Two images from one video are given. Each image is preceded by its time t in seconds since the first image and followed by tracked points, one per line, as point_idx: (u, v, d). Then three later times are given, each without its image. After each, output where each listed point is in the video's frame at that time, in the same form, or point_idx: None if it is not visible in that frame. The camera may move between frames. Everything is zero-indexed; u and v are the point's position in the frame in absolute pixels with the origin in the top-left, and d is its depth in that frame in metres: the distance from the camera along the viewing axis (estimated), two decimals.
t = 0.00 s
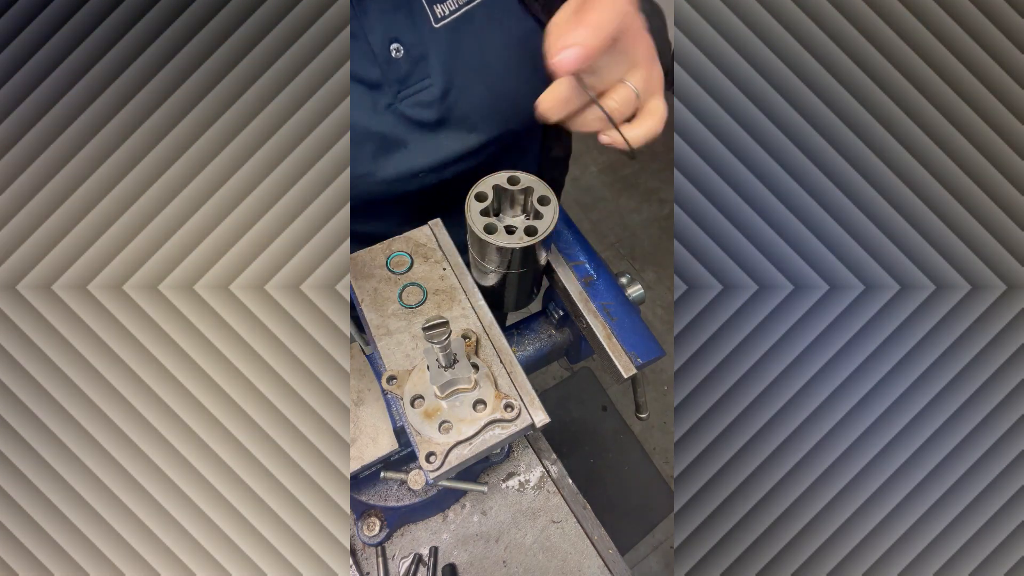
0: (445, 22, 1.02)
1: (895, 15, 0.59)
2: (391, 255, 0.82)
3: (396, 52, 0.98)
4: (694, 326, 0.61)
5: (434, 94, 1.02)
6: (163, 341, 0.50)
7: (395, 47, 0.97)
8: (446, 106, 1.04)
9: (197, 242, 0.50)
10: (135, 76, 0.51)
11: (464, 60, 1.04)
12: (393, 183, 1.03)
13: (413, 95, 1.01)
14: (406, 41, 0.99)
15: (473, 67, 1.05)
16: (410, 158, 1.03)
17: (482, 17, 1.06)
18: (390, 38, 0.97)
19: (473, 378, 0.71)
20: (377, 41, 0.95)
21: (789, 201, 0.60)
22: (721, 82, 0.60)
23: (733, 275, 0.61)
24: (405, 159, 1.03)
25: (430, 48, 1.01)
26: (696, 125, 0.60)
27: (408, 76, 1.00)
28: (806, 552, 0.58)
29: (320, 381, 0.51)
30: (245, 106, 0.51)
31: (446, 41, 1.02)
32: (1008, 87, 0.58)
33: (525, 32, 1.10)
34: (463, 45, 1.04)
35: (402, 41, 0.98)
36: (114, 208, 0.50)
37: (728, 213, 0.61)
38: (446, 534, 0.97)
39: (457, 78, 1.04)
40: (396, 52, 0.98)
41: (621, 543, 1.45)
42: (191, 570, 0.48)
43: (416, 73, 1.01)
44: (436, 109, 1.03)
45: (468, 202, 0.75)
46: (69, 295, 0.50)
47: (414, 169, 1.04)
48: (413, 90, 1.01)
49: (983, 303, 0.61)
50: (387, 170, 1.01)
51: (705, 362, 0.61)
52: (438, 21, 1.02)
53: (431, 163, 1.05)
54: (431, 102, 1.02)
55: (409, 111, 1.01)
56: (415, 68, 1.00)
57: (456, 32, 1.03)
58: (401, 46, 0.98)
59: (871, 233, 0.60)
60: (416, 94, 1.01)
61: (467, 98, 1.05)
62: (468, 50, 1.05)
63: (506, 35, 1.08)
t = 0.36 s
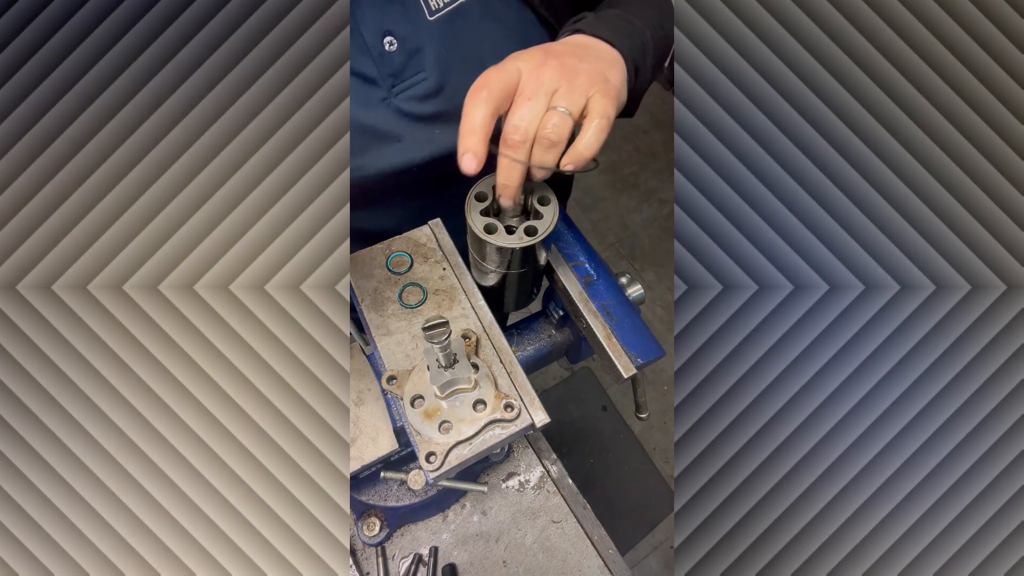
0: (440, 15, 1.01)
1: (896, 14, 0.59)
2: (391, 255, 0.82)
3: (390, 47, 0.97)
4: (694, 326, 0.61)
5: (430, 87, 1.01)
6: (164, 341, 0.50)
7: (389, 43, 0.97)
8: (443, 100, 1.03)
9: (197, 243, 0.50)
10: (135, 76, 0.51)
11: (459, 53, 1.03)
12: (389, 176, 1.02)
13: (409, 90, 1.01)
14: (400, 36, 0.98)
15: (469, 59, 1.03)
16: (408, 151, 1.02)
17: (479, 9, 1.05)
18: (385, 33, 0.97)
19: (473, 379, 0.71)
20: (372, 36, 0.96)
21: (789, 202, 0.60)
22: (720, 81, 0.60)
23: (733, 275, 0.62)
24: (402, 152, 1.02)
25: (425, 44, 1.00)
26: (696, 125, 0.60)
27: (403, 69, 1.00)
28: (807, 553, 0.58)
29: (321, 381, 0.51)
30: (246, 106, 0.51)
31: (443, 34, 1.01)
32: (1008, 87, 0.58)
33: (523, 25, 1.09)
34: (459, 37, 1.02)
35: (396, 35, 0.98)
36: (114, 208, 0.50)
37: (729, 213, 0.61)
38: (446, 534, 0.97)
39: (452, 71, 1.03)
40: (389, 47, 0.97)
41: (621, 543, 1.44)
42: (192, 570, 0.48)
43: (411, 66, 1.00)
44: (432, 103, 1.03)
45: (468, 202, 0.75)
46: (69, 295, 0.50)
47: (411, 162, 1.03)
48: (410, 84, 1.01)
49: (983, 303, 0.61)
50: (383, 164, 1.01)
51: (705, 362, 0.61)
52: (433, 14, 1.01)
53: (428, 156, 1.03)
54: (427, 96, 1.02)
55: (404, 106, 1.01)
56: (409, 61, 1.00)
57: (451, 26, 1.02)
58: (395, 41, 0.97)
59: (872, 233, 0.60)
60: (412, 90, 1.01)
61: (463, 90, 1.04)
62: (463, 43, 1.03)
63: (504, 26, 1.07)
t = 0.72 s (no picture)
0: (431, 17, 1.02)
1: (896, 13, 0.58)
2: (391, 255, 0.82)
3: (382, 49, 0.98)
4: (694, 326, 0.61)
5: (423, 90, 1.02)
6: (163, 341, 0.50)
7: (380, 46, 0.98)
8: (436, 102, 1.04)
9: (198, 243, 0.50)
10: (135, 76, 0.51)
11: (452, 55, 1.03)
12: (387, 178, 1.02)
13: (402, 92, 1.02)
14: (391, 38, 0.99)
15: (462, 61, 1.04)
16: (403, 153, 1.02)
17: (472, 11, 1.05)
18: (377, 35, 0.97)
19: (473, 378, 0.71)
20: (363, 38, 0.96)
21: (789, 202, 0.60)
22: (719, 81, 0.60)
23: (733, 276, 0.61)
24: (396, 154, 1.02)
25: (416, 45, 1.00)
26: (696, 125, 0.60)
27: (396, 73, 1.00)
28: (807, 553, 0.58)
29: (321, 381, 0.51)
30: (246, 106, 0.51)
31: (436, 36, 1.02)
32: (1008, 87, 0.58)
33: (521, 26, 1.09)
34: (452, 39, 1.03)
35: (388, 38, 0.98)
36: (114, 208, 0.50)
37: (729, 213, 0.61)
38: (446, 534, 0.97)
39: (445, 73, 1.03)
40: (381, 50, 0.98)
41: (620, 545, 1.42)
42: (192, 570, 0.48)
43: (403, 68, 1.01)
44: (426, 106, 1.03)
45: (468, 203, 0.75)
46: (69, 295, 0.50)
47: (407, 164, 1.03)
48: (402, 86, 1.01)
49: (984, 302, 0.61)
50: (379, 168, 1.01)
51: (705, 362, 0.60)
52: (425, 16, 1.02)
53: (422, 156, 1.03)
54: (420, 98, 1.03)
55: (398, 108, 1.01)
56: (402, 63, 1.00)
57: (444, 26, 1.03)
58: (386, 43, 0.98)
59: (872, 234, 0.60)
60: (405, 92, 1.01)
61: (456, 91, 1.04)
62: (455, 45, 1.03)
63: (498, 28, 1.07)
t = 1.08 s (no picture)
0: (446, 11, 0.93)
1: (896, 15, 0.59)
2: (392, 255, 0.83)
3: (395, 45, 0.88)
4: (693, 327, 0.60)
5: (437, 88, 0.94)
6: (163, 342, 0.50)
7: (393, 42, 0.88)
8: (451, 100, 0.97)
9: (198, 243, 0.51)
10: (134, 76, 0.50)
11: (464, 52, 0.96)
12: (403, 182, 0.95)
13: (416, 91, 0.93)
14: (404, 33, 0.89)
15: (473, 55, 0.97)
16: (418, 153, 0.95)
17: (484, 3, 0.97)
18: (388, 30, 0.87)
19: (473, 379, 0.71)
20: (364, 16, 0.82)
21: (788, 202, 0.60)
22: (719, 80, 0.60)
23: (733, 275, 0.61)
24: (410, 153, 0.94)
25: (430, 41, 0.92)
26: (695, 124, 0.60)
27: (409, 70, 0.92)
28: (804, 551, 0.59)
29: (321, 380, 0.51)
30: (246, 106, 0.51)
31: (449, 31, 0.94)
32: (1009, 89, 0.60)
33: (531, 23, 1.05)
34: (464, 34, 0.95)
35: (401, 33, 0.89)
36: (114, 209, 0.50)
37: (729, 213, 0.60)
38: (446, 534, 0.97)
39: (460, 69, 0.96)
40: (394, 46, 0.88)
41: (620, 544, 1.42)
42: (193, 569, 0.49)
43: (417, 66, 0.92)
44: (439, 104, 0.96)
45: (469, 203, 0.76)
46: (69, 295, 0.50)
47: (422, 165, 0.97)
48: (414, 84, 0.93)
49: (983, 303, 0.62)
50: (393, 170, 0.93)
51: (704, 362, 0.60)
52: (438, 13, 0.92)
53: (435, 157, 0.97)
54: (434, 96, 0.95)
55: (412, 107, 0.93)
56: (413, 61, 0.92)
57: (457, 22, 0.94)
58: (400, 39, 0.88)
59: (872, 234, 0.61)
60: (418, 90, 0.93)
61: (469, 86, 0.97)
62: (467, 41, 0.96)
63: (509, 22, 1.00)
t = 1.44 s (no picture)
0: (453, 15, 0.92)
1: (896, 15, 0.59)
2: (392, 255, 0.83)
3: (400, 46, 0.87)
4: (693, 326, 0.61)
5: (442, 89, 0.94)
6: (163, 341, 0.50)
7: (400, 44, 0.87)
8: (456, 102, 0.96)
9: (197, 243, 0.51)
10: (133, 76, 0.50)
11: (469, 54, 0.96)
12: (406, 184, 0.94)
13: (420, 92, 0.93)
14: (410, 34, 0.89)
15: (478, 58, 0.97)
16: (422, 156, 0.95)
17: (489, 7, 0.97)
18: (395, 32, 0.86)
19: (473, 378, 0.71)
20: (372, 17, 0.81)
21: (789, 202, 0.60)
22: (719, 81, 0.60)
23: (734, 275, 0.61)
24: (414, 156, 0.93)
25: (436, 43, 0.91)
26: (695, 125, 0.60)
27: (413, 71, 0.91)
28: (805, 550, 0.59)
29: (320, 379, 0.51)
30: (245, 106, 0.51)
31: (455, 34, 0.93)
32: (1009, 88, 0.59)
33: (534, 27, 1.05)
34: (469, 37, 0.95)
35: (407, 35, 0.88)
36: (114, 209, 0.50)
37: (729, 213, 0.60)
38: (446, 534, 0.96)
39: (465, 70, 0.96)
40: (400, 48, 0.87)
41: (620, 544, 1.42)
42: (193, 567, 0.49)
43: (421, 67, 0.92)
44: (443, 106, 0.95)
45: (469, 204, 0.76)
46: (69, 295, 0.50)
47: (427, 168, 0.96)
48: (419, 85, 0.92)
49: (983, 303, 0.61)
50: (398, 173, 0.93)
51: (705, 362, 0.60)
52: (444, 15, 0.91)
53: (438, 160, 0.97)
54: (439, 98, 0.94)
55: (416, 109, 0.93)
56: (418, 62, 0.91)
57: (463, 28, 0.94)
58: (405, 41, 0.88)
59: (872, 233, 0.60)
60: (423, 92, 0.93)
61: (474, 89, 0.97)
62: (472, 43, 0.96)
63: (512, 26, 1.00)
